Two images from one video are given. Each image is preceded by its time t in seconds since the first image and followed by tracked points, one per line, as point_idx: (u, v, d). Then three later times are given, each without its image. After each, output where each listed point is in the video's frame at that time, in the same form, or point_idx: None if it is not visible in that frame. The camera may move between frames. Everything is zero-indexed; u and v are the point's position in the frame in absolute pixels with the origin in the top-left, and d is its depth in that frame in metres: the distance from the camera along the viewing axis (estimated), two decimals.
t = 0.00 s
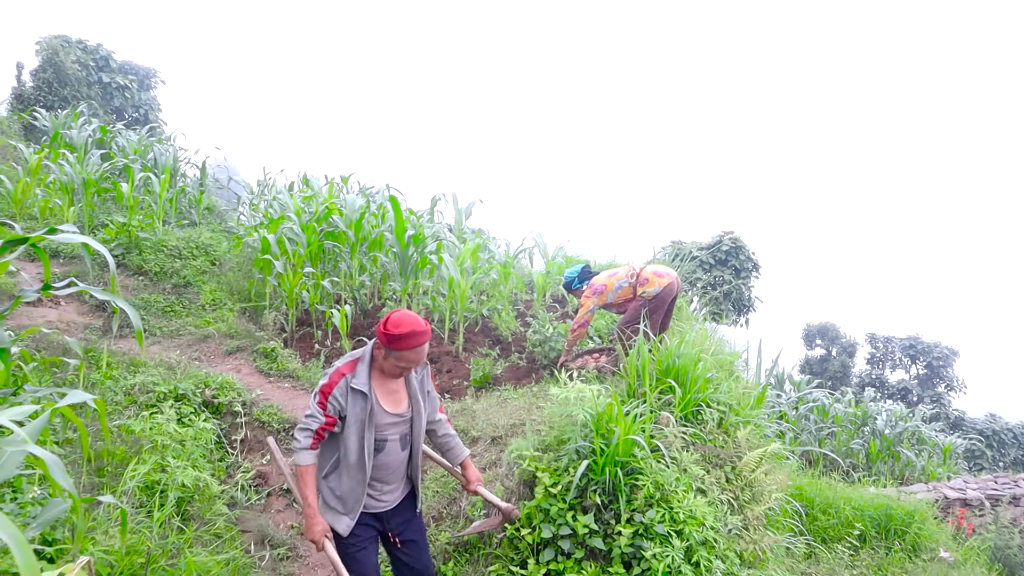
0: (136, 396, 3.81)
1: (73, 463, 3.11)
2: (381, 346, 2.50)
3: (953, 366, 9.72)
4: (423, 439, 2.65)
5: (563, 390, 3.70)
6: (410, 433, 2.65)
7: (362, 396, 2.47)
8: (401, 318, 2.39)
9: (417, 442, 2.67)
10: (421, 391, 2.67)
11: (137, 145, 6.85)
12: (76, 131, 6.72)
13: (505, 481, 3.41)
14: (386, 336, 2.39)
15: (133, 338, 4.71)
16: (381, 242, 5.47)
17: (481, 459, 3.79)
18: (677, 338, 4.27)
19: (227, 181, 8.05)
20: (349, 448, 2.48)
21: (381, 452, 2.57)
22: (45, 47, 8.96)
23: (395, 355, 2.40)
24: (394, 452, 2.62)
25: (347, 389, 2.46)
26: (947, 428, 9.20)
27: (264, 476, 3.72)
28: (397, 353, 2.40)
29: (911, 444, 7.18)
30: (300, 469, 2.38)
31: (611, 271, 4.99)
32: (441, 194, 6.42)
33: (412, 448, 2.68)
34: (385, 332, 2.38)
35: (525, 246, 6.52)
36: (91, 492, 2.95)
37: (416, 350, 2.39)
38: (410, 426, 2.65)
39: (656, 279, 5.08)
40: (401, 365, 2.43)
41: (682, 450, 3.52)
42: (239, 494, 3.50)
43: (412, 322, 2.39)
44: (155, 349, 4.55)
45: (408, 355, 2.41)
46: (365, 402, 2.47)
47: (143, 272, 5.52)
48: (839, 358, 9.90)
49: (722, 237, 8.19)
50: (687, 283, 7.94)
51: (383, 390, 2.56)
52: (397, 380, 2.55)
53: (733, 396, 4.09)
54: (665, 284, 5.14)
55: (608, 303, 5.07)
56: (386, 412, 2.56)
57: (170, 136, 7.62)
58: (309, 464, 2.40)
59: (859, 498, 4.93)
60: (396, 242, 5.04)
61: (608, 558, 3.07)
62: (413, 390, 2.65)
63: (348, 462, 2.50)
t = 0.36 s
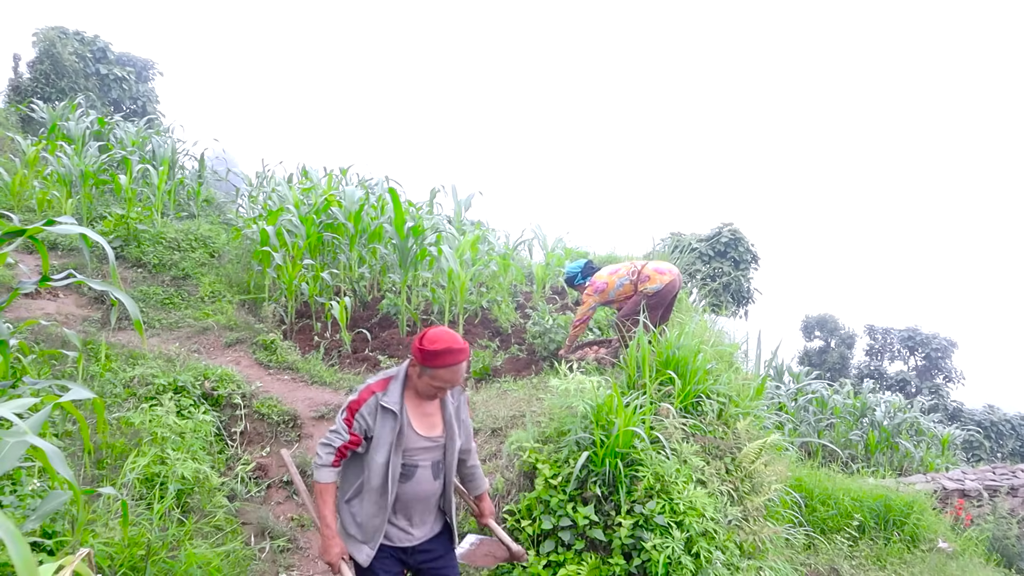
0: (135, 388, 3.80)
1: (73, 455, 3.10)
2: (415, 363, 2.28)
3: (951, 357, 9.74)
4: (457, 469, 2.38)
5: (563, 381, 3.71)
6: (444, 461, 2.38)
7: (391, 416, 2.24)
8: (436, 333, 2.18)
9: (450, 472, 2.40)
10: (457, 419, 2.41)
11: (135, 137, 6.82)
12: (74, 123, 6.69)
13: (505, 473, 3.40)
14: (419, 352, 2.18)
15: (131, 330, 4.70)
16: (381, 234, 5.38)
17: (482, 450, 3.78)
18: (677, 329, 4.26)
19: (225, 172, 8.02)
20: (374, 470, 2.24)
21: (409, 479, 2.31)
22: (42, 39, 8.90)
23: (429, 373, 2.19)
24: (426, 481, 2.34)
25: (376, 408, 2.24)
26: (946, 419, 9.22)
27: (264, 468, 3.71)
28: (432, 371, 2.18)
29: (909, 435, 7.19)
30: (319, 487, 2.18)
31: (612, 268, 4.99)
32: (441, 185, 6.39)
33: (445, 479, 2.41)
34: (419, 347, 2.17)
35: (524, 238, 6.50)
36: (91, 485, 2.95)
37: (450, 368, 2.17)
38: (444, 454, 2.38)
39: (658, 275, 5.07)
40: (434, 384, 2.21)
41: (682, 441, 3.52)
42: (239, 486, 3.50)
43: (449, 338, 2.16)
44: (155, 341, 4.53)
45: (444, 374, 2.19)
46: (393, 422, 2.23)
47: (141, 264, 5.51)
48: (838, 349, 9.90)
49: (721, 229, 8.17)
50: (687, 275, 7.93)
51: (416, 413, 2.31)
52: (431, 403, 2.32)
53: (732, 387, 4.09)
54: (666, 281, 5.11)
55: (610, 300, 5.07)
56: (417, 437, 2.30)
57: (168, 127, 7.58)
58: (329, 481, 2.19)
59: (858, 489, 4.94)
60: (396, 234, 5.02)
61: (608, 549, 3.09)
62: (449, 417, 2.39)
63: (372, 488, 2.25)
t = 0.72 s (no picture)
0: (136, 380, 3.80)
1: (74, 447, 3.10)
2: (501, 449, 2.16)
3: (950, 349, 9.74)
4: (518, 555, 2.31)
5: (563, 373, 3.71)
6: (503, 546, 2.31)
7: (467, 499, 2.14)
8: (539, 426, 2.07)
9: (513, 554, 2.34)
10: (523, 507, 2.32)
11: (134, 129, 6.80)
12: (73, 115, 6.66)
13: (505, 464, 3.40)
14: (518, 443, 2.07)
15: (132, 323, 4.69)
16: (381, 226, 5.42)
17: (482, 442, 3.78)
18: (677, 320, 4.26)
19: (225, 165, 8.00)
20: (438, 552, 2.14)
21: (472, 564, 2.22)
22: (41, 31, 8.85)
23: (521, 465, 2.08)
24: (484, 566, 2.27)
25: (454, 490, 2.14)
26: (945, 410, 9.23)
27: (265, 460, 3.71)
28: (525, 463, 2.08)
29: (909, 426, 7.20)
30: (376, 561, 2.10)
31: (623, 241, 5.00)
32: (440, 177, 6.38)
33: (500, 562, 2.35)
34: (517, 435, 2.07)
35: (524, 230, 6.49)
36: (92, 477, 2.95)
37: (543, 463, 2.08)
38: (506, 539, 2.31)
39: (666, 252, 5.13)
40: (524, 476, 2.10)
41: (683, 432, 3.53)
42: (240, 478, 3.50)
43: (550, 433, 2.07)
44: (155, 334, 4.53)
45: (535, 468, 2.09)
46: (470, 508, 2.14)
47: (141, 257, 5.50)
48: (837, 341, 9.91)
49: (721, 221, 8.16)
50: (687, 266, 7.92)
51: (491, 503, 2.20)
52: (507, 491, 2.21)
53: (732, 378, 4.09)
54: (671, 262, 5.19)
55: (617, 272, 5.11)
56: (486, 525, 2.20)
57: (167, 120, 7.55)
58: (388, 557, 2.10)
59: (858, 480, 4.95)
60: (395, 226, 5.01)
61: (609, 540, 3.09)
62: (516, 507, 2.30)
63: (437, 570, 2.16)
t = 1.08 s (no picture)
0: (138, 378, 3.82)
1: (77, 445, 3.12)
2: (534, 496, 1.93)
3: (952, 345, 9.73)
4: None
5: (564, 371, 3.71)
6: None
7: (519, 565, 1.87)
8: (574, 460, 1.89)
9: None
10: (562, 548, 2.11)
11: (136, 128, 6.81)
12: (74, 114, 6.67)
13: (506, 461, 3.40)
14: (556, 484, 1.87)
15: (134, 320, 4.71)
16: (381, 224, 5.42)
17: (484, 439, 3.79)
18: (677, 317, 4.26)
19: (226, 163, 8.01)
20: None
21: None
22: (42, 29, 8.84)
23: (567, 510, 1.88)
24: None
25: (502, 556, 1.86)
26: (947, 407, 9.22)
27: (267, 457, 3.72)
28: (571, 508, 1.87)
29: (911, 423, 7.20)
30: None
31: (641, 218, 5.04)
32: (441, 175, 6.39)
33: None
34: (556, 477, 1.86)
35: (525, 227, 6.49)
36: (95, 474, 2.97)
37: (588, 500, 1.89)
38: None
39: (676, 244, 5.14)
40: (572, 520, 1.89)
41: (683, 429, 3.54)
42: (242, 475, 3.51)
43: (587, 464, 1.89)
44: (157, 331, 4.54)
45: (580, 509, 1.89)
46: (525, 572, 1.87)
47: (143, 255, 5.51)
48: (839, 338, 9.91)
49: (722, 217, 8.15)
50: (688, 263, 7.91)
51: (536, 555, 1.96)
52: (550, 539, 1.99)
53: (733, 375, 4.09)
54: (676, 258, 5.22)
55: (623, 249, 5.14)
56: None
57: (168, 118, 7.56)
58: None
59: (859, 476, 4.95)
60: (396, 224, 5.02)
61: (609, 536, 3.09)
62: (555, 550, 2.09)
63: None
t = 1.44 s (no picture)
0: (138, 377, 3.82)
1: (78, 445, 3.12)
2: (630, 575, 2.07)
3: (953, 341, 9.73)
4: None
5: (563, 369, 3.71)
6: None
7: None
8: (673, 546, 1.98)
9: None
10: None
11: (135, 128, 6.81)
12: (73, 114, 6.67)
13: (507, 459, 3.40)
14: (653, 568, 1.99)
15: (134, 320, 4.71)
16: (381, 223, 5.39)
17: (484, 437, 3.79)
18: (677, 315, 4.26)
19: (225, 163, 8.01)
20: None
21: None
22: (41, 30, 8.84)
23: None
24: None
25: None
26: (948, 403, 9.22)
27: (268, 456, 3.73)
28: None
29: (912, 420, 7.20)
30: None
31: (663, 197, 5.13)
32: (440, 174, 6.39)
33: None
34: (653, 565, 1.98)
35: (524, 225, 6.49)
36: (97, 473, 2.97)
37: None
38: None
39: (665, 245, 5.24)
40: None
41: (683, 426, 3.54)
42: (243, 474, 3.51)
43: (686, 550, 1.99)
44: (157, 331, 4.55)
45: None
46: None
47: (143, 255, 5.52)
48: (839, 335, 9.91)
49: (722, 215, 8.15)
50: (688, 261, 7.90)
51: None
52: None
53: (733, 372, 4.10)
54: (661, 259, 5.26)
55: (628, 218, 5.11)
56: None
57: (168, 118, 7.56)
58: None
59: (860, 473, 4.95)
60: (395, 223, 5.01)
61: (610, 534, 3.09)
62: None
63: None
